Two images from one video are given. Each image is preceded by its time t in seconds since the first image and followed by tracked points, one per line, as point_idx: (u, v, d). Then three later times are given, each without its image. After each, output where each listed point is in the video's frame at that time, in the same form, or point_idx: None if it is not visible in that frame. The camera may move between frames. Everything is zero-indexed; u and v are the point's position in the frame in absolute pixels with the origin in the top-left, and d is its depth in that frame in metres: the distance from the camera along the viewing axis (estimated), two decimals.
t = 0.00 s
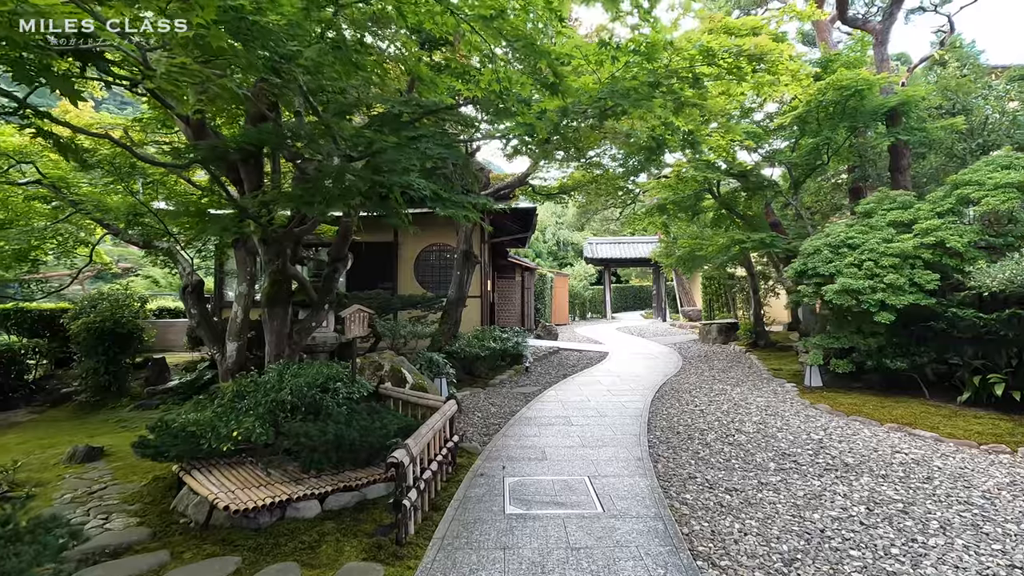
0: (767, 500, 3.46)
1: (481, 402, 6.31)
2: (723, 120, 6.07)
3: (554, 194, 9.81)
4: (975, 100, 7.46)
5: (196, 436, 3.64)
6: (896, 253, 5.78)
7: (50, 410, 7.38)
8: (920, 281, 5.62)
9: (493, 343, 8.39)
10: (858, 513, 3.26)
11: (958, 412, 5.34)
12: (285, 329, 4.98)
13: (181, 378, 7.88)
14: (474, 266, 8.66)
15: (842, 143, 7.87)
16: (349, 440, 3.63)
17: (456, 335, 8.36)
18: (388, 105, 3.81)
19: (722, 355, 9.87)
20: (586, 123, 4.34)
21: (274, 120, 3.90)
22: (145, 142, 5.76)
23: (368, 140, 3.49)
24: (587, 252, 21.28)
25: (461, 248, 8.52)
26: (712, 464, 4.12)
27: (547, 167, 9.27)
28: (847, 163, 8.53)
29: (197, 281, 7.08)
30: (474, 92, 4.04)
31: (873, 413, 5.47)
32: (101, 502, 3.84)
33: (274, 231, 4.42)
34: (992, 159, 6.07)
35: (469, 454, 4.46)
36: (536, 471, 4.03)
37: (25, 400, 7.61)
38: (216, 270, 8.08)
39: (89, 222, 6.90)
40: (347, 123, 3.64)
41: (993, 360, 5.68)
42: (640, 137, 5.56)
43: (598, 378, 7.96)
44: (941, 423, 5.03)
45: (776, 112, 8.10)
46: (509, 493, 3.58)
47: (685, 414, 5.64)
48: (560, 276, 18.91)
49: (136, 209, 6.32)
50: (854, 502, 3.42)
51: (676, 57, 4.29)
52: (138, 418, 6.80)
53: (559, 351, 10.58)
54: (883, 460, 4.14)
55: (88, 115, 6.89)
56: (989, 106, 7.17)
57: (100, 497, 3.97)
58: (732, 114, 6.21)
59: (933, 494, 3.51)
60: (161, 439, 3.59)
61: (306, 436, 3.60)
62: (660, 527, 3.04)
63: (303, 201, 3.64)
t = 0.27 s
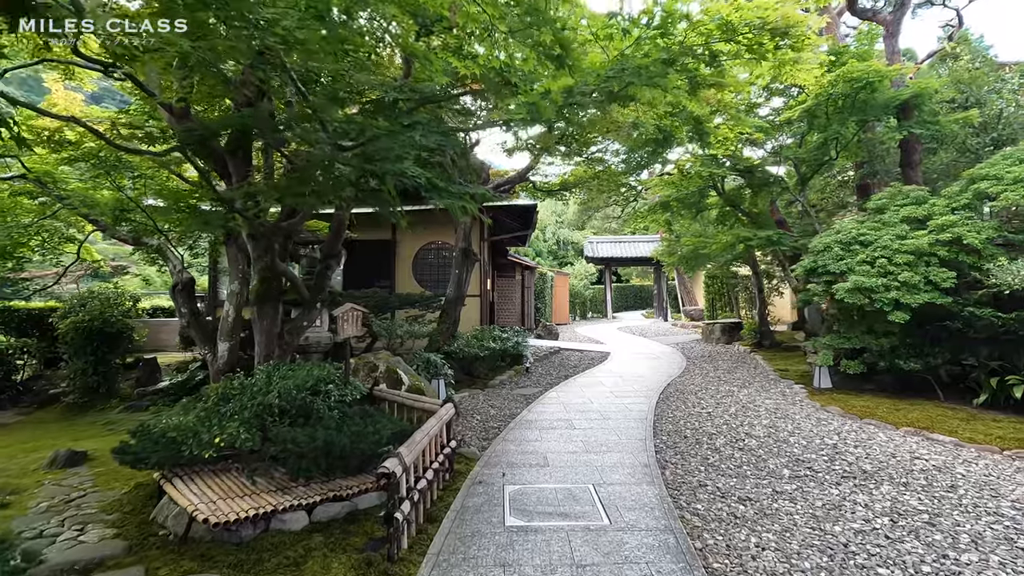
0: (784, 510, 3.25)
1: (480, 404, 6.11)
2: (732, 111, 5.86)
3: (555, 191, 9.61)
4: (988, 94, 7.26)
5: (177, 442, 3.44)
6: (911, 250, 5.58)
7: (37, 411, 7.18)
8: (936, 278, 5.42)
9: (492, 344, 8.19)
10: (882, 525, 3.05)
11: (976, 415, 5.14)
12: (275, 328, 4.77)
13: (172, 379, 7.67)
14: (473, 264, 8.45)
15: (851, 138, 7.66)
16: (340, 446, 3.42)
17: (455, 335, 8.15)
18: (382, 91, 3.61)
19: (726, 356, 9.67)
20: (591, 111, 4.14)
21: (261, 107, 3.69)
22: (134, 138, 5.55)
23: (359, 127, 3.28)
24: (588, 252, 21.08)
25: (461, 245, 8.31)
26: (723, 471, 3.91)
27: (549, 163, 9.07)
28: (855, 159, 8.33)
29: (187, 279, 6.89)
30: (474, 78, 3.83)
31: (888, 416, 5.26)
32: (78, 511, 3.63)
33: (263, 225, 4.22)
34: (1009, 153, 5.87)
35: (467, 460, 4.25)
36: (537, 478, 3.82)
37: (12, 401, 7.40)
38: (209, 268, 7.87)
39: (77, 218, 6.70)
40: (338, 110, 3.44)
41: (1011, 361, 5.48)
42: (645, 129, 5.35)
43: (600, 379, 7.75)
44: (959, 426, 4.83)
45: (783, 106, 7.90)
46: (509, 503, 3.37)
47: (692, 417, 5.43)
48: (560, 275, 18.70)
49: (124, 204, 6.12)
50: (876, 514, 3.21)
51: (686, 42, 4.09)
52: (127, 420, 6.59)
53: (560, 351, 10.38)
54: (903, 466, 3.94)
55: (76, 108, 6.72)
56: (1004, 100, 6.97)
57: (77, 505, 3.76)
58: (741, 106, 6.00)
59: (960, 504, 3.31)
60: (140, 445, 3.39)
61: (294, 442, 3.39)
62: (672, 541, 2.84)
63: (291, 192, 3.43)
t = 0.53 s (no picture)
0: (804, 528, 3.03)
1: (478, 408, 5.88)
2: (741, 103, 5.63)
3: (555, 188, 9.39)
4: (1002, 87, 7.03)
5: (151, 454, 3.20)
6: (926, 248, 5.36)
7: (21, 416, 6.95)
8: (953, 278, 5.20)
9: (490, 345, 7.95)
10: (910, 545, 2.82)
11: (996, 421, 4.92)
12: (262, 330, 4.55)
13: (160, 381, 7.44)
14: (471, 263, 8.21)
15: (861, 132, 7.44)
16: (326, 458, 3.20)
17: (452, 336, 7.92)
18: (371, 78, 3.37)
19: (731, 357, 9.44)
20: (595, 99, 3.91)
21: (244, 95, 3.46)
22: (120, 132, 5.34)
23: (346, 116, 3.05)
24: (588, 251, 20.85)
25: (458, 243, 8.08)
26: (735, 483, 3.68)
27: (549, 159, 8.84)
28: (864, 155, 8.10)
29: (175, 278, 6.64)
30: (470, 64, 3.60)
31: (903, 421, 5.04)
32: (47, 528, 3.40)
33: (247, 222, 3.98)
34: None
35: (463, 470, 4.03)
36: (538, 491, 3.60)
37: None
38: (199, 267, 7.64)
39: (61, 215, 6.46)
40: (324, 98, 3.21)
41: None
42: (650, 122, 5.12)
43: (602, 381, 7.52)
44: (980, 433, 4.61)
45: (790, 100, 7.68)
46: (508, 519, 3.15)
47: (699, 423, 5.21)
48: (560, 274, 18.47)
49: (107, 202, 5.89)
50: (902, 532, 2.99)
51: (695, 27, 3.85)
52: (112, 424, 6.35)
53: (560, 352, 10.15)
54: (926, 478, 3.71)
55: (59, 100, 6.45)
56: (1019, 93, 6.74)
57: (47, 520, 3.52)
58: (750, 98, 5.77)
59: (991, 521, 3.08)
60: (112, 457, 3.15)
61: (276, 455, 3.16)
62: (684, 564, 2.61)
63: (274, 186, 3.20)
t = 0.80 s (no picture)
0: (825, 545, 2.82)
1: (476, 412, 5.66)
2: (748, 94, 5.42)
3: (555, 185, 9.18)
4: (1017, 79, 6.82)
5: (123, 466, 2.98)
6: (942, 245, 5.16)
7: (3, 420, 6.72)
8: (970, 276, 5.00)
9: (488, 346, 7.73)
10: (942, 565, 2.62)
11: (1017, 426, 4.70)
12: (248, 332, 4.34)
13: (148, 384, 7.22)
14: (469, 261, 7.98)
15: (870, 126, 7.23)
16: (311, 471, 2.98)
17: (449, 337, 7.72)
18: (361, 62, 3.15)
19: (734, 358, 9.22)
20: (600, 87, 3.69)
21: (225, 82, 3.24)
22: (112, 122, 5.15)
23: (332, 102, 2.83)
24: (587, 249, 20.63)
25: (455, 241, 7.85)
26: (747, 493, 3.48)
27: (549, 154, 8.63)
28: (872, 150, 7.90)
29: (161, 278, 6.41)
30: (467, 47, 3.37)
31: (919, 426, 4.84)
32: (15, 544, 3.18)
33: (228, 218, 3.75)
34: None
35: (460, 479, 3.81)
36: (538, 502, 3.38)
37: None
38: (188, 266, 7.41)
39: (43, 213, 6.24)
40: (309, 83, 2.98)
41: None
42: (654, 113, 4.90)
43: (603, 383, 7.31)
44: (1001, 439, 4.41)
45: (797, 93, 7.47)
46: (507, 535, 2.93)
47: (705, 427, 5.00)
48: (559, 273, 18.26)
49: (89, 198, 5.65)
50: (931, 549, 2.78)
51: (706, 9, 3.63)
52: (98, 427, 6.13)
53: (560, 353, 9.94)
54: (949, 488, 3.51)
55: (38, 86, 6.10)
56: None
57: (15, 536, 3.30)
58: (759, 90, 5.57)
59: None
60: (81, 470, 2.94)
61: (258, 467, 2.95)
62: None
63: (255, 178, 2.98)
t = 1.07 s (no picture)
0: (852, 566, 2.61)
1: (473, 416, 5.44)
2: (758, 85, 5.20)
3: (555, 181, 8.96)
4: None
5: (89, 481, 2.75)
6: (960, 242, 4.96)
7: None
8: (989, 274, 4.80)
9: (486, 347, 7.51)
10: None
11: None
12: (231, 333, 4.11)
13: (134, 387, 6.97)
14: (466, 260, 7.76)
15: (879, 120, 7.02)
16: (294, 486, 2.75)
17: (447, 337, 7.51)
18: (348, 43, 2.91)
19: (739, 358, 9.00)
20: (606, 72, 3.45)
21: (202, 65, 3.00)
22: (105, 112, 4.97)
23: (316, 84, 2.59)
24: (586, 248, 20.41)
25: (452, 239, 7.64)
26: (763, 507, 3.26)
27: (549, 150, 8.41)
28: (881, 146, 7.67)
29: (147, 277, 6.17)
30: (464, 31, 3.15)
31: (938, 431, 4.62)
32: None
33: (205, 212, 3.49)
34: None
35: (456, 491, 3.58)
36: (540, 517, 3.15)
37: None
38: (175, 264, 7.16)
39: (22, 209, 5.99)
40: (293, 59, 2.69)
41: None
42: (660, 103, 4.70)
43: (605, 385, 7.09)
44: None
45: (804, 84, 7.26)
46: (507, 555, 2.70)
47: (713, 433, 4.78)
48: (558, 272, 18.04)
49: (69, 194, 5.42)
50: (968, 571, 2.56)
51: None
52: (80, 433, 5.87)
53: (560, 353, 9.72)
54: (978, 501, 3.29)
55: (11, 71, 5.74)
56: None
57: None
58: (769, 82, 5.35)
59: None
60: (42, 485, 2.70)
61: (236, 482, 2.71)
62: None
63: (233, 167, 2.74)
